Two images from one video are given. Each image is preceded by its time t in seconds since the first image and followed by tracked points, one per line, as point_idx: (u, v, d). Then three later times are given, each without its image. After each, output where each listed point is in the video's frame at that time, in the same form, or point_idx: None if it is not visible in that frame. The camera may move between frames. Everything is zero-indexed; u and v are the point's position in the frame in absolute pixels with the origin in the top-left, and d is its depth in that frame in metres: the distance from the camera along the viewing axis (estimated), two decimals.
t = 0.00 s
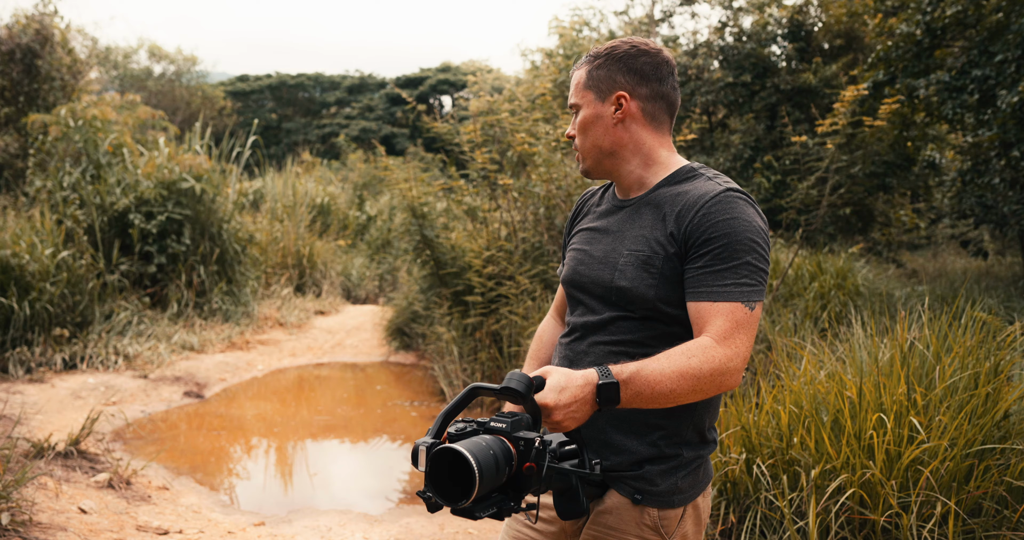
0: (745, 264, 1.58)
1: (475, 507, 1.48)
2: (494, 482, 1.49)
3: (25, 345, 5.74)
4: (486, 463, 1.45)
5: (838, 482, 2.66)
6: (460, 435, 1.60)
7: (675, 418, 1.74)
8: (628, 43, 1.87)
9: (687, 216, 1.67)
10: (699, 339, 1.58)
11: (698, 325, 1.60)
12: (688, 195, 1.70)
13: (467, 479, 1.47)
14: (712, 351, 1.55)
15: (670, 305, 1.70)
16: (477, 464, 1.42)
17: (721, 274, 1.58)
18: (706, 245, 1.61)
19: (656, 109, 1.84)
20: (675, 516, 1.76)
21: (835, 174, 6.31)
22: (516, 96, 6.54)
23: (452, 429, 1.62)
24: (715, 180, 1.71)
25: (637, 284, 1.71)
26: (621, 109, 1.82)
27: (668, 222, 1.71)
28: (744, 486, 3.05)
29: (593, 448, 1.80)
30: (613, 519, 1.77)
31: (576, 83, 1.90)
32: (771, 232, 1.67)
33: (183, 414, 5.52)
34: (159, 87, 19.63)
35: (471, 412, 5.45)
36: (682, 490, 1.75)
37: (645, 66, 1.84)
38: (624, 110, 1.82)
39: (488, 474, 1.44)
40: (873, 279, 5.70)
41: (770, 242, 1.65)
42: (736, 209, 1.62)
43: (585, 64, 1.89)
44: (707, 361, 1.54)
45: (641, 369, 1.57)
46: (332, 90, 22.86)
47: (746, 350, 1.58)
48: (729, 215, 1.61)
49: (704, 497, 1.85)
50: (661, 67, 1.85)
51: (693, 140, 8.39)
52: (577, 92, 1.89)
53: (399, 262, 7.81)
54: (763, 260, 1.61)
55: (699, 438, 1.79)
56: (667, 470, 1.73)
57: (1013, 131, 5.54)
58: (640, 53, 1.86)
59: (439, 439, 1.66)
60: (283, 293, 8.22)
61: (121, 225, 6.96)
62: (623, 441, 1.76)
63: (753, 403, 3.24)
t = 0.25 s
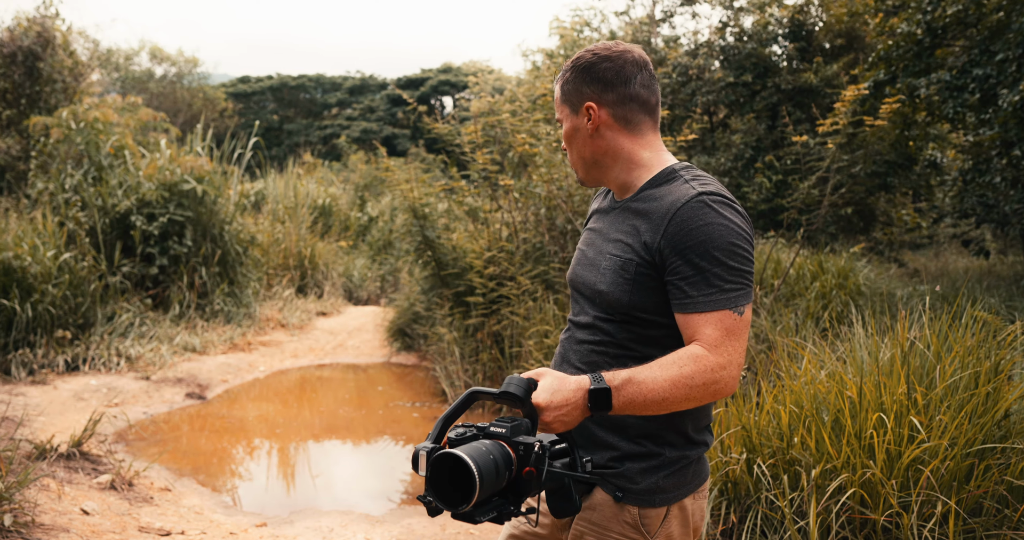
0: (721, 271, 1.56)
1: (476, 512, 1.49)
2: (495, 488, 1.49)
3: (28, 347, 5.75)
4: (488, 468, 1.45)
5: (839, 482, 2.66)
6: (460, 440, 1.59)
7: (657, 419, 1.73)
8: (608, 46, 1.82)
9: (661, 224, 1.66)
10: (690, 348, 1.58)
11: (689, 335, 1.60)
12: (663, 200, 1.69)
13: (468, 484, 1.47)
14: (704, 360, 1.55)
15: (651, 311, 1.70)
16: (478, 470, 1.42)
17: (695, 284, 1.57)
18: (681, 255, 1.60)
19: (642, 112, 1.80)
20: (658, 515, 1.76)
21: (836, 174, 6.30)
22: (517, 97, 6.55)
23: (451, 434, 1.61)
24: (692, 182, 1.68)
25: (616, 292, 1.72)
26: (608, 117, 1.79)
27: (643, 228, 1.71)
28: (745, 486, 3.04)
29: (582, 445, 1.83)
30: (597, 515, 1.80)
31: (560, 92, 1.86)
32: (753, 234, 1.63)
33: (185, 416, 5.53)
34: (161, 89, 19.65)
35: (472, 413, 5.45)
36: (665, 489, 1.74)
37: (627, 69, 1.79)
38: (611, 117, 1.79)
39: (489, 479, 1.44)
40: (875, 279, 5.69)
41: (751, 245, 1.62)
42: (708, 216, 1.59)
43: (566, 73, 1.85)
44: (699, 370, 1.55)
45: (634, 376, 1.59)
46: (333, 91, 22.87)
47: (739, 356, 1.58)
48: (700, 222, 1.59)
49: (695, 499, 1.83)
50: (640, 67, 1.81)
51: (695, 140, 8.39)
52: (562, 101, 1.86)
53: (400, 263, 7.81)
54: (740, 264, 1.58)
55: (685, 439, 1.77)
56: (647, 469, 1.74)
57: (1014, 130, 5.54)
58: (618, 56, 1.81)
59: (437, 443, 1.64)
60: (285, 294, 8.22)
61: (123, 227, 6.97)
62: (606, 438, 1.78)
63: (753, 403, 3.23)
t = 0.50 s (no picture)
0: (718, 282, 1.56)
1: (461, 526, 1.50)
2: (481, 503, 1.50)
3: (33, 346, 5.77)
4: (472, 484, 1.46)
5: (843, 480, 2.66)
6: (446, 455, 1.62)
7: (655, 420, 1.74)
8: (621, 45, 1.79)
9: (662, 230, 1.65)
10: (686, 355, 1.58)
11: (685, 343, 1.60)
12: (666, 205, 1.68)
13: (453, 500, 1.48)
14: (697, 370, 1.55)
15: (651, 315, 1.71)
16: (462, 486, 1.43)
17: (692, 293, 1.58)
18: (679, 262, 1.60)
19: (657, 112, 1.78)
20: (653, 513, 1.77)
21: (841, 172, 6.29)
22: (521, 96, 6.55)
23: (438, 449, 1.63)
24: (696, 188, 1.67)
25: (617, 293, 1.73)
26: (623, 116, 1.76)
27: (645, 231, 1.71)
28: (749, 484, 3.05)
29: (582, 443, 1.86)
30: (593, 511, 1.82)
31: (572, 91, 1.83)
32: (756, 243, 1.62)
33: (190, 415, 5.54)
34: (165, 90, 19.69)
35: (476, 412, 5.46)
36: (660, 488, 1.75)
37: (642, 68, 1.77)
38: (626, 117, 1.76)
39: (473, 495, 1.45)
40: (879, 277, 5.68)
41: (754, 254, 1.60)
42: (708, 225, 1.58)
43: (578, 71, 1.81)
44: (693, 380, 1.55)
45: (628, 382, 1.59)
46: (337, 91, 22.90)
47: (733, 366, 1.58)
48: (700, 231, 1.59)
49: (694, 501, 1.82)
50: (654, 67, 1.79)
51: (698, 139, 8.38)
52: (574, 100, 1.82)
53: (405, 262, 7.82)
54: (739, 274, 1.57)
55: (683, 440, 1.76)
56: (643, 466, 1.74)
57: (1019, 128, 5.53)
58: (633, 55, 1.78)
59: (426, 458, 1.67)
60: (289, 294, 8.24)
61: (128, 227, 7.00)
62: (605, 435, 1.80)
63: (758, 402, 3.23)
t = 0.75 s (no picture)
0: (729, 284, 1.56)
1: None
2: (493, 518, 1.50)
3: (39, 342, 5.80)
4: (485, 499, 1.46)
5: (848, 476, 2.65)
6: (458, 469, 1.61)
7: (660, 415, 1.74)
8: (650, 34, 1.75)
9: (674, 230, 1.65)
10: (691, 356, 1.59)
11: (690, 342, 1.61)
12: (679, 204, 1.68)
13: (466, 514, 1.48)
14: (702, 372, 1.56)
15: (660, 313, 1.71)
16: (475, 503, 1.43)
17: (702, 294, 1.58)
18: (691, 262, 1.60)
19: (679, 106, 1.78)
20: (658, 505, 1.78)
21: (845, 168, 6.28)
22: (525, 92, 6.55)
23: (449, 463, 1.62)
24: (709, 188, 1.66)
25: (627, 291, 1.73)
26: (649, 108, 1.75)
27: (656, 230, 1.70)
28: (754, 480, 3.05)
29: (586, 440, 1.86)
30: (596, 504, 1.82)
31: (594, 75, 1.76)
32: (766, 246, 1.62)
33: (196, 411, 5.56)
34: (169, 86, 19.72)
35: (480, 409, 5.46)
36: (664, 481, 1.76)
37: (670, 61, 1.76)
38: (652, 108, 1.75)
39: (486, 511, 1.45)
40: (885, 273, 5.67)
41: (764, 257, 1.61)
42: (720, 226, 1.58)
43: (604, 56, 1.75)
44: (697, 381, 1.55)
45: (633, 383, 1.58)
46: (341, 87, 22.89)
47: (737, 367, 1.59)
48: (712, 232, 1.58)
49: (699, 494, 1.83)
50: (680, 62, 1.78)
51: (703, 135, 8.36)
52: (597, 85, 1.76)
53: (409, 258, 7.83)
54: (749, 277, 1.57)
55: (688, 434, 1.77)
56: (648, 459, 1.75)
57: None
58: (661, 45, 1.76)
59: (437, 471, 1.66)
60: (293, 290, 8.26)
61: (133, 223, 7.02)
62: (610, 430, 1.80)
63: (762, 398, 3.22)
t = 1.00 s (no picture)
0: (743, 276, 1.57)
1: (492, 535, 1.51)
2: (512, 512, 1.51)
3: (46, 341, 5.82)
4: (504, 494, 1.47)
5: (854, 474, 2.65)
6: (475, 463, 1.61)
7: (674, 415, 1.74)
8: (690, 34, 1.77)
9: (687, 224, 1.66)
10: (700, 350, 1.59)
11: (699, 337, 1.61)
12: (691, 199, 1.69)
13: (485, 509, 1.49)
14: (712, 365, 1.56)
15: (671, 309, 1.72)
16: (495, 497, 1.43)
17: (715, 286, 1.58)
18: (704, 255, 1.61)
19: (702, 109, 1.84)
20: (673, 506, 1.79)
21: (851, 166, 6.26)
22: (529, 90, 6.54)
23: (466, 457, 1.63)
24: (720, 183, 1.68)
25: (638, 286, 1.73)
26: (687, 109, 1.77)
27: (668, 225, 1.71)
28: (760, 479, 3.04)
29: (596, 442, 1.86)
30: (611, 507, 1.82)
31: (642, 68, 1.73)
32: (776, 240, 1.64)
33: (202, 410, 5.58)
34: (174, 86, 19.76)
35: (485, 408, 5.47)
36: (680, 481, 1.76)
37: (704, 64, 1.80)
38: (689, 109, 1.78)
39: (505, 506, 1.46)
40: (891, 271, 5.64)
41: (774, 250, 1.62)
42: (733, 219, 1.59)
43: (654, 49, 1.72)
44: (707, 374, 1.55)
45: (642, 378, 1.58)
46: (345, 86, 22.90)
47: (747, 361, 1.59)
48: (726, 224, 1.59)
49: (710, 491, 1.86)
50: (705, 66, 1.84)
51: (707, 133, 8.35)
52: (645, 80, 1.73)
53: (414, 257, 7.83)
54: (762, 269, 1.59)
55: (701, 433, 1.78)
56: (663, 460, 1.75)
57: None
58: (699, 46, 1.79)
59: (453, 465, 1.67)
60: (298, 289, 8.28)
61: (138, 223, 7.04)
62: (622, 431, 1.79)
63: (768, 396, 3.22)
